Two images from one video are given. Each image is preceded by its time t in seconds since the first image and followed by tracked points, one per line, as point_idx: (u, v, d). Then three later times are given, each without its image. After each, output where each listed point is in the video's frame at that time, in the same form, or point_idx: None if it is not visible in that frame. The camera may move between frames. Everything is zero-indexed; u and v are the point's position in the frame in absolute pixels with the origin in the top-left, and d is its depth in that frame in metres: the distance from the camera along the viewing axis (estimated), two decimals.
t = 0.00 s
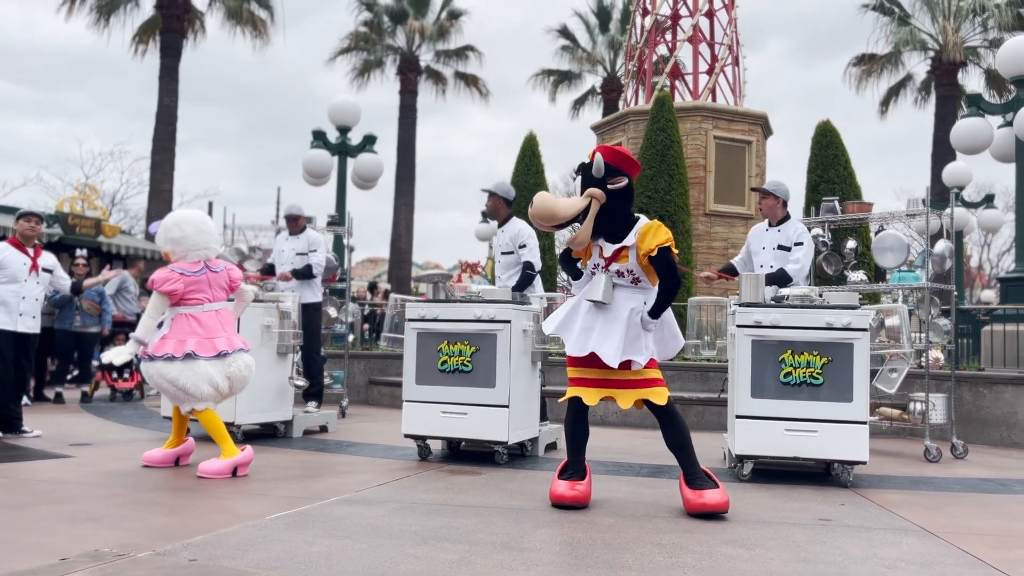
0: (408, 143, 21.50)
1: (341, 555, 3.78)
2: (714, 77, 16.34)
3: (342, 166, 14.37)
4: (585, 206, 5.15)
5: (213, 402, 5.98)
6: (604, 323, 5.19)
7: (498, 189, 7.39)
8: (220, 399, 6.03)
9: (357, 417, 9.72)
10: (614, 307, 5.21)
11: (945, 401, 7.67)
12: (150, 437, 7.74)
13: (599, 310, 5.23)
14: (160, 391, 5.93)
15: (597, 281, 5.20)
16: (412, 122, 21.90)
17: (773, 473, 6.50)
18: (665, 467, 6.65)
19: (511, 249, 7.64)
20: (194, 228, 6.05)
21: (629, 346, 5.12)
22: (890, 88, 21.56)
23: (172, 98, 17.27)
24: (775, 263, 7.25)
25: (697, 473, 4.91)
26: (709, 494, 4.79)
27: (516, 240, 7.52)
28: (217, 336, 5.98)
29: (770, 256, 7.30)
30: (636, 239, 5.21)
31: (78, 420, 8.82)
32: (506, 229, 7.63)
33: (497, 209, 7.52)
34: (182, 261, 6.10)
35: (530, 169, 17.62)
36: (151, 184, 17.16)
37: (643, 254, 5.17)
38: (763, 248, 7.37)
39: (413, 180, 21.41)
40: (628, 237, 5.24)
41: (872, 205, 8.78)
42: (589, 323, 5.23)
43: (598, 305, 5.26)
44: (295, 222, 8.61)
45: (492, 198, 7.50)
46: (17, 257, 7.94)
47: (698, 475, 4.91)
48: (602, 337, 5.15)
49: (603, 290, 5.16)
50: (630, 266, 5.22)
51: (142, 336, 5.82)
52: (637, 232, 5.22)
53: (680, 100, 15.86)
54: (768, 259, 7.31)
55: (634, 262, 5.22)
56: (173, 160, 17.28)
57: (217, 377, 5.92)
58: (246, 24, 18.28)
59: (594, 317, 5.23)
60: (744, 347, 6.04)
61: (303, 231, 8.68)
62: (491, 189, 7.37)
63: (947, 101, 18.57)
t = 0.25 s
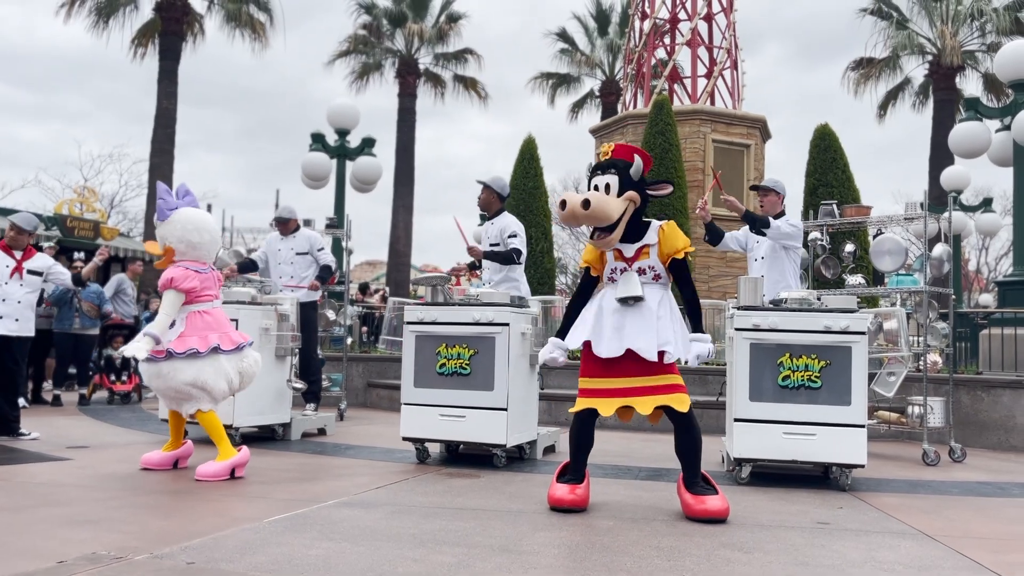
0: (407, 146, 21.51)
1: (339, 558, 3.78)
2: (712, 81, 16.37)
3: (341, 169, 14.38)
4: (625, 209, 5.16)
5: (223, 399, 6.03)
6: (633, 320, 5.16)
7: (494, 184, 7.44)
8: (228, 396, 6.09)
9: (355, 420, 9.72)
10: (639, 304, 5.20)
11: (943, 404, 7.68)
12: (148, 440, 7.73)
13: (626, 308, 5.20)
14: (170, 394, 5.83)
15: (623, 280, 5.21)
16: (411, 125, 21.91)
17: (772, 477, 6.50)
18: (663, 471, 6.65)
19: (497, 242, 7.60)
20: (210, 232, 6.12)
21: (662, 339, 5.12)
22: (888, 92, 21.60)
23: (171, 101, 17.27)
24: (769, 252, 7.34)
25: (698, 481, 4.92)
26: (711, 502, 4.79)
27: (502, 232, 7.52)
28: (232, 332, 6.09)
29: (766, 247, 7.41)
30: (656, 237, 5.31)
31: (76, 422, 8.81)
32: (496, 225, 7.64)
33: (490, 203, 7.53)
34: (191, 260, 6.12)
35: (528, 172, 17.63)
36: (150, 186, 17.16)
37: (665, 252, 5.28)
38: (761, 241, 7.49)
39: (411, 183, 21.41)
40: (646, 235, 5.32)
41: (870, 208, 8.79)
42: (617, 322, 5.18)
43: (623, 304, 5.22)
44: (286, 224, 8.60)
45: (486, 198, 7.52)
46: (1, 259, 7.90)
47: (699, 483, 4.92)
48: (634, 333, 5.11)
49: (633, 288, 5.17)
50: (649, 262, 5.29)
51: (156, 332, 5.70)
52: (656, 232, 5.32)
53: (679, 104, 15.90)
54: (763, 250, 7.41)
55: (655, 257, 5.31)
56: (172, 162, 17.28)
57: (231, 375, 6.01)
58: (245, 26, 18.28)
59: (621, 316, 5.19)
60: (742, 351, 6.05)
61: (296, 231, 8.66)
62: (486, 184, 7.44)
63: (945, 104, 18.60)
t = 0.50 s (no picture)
0: (405, 150, 21.51)
1: (337, 562, 3.77)
2: (710, 86, 16.39)
3: (339, 173, 14.38)
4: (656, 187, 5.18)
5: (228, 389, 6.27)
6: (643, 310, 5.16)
7: (483, 193, 7.42)
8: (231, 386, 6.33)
9: (353, 424, 9.71)
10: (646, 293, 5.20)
11: (941, 409, 7.68)
12: (145, 443, 7.72)
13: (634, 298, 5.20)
14: (187, 388, 5.96)
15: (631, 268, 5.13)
16: (409, 130, 21.92)
17: (770, 481, 6.50)
18: (661, 475, 6.64)
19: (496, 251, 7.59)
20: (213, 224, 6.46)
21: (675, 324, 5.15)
22: (886, 97, 21.64)
23: (170, 104, 17.27)
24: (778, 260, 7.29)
25: (703, 482, 4.92)
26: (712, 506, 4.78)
27: (503, 245, 7.47)
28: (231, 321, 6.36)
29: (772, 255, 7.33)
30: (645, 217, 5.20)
31: (73, 426, 8.79)
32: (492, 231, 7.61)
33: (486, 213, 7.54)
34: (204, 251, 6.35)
35: (527, 176, 17.64)
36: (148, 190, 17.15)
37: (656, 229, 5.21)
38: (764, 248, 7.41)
39: (410, 187, 21.41)
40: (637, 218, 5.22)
41: (868, 213, 8.79)
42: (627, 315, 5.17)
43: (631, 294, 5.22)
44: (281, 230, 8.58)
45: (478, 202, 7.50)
46: None
47: (702, 484, 4.92)
48: (646, 323, 5.13)
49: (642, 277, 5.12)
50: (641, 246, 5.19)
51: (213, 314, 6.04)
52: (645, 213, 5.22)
53: (677, 109, 15.91)
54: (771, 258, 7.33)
55: (646, 240, 5.20)
56: (171, 165, 17.28)
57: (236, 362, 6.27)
58: (244, 30, 18.29)
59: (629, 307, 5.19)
60: (740, 355, 6.05)
61: (291, 237, 8.65)
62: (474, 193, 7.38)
63: (942, 110, 18.63)
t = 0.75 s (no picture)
0: (404, 154, 21.53)
1: (335, 566, 3.76)
2: (709, 90, 16.41)
3: (338, 177, 14.38)
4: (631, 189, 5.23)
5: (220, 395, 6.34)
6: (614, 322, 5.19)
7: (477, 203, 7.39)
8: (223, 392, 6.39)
9: (350, 427, 9.70)
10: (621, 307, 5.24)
11: (939, 414, 7.68)
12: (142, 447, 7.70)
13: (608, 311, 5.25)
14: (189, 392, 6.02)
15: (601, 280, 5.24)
16: (408, 133, 21.93)
17: (768, 485, 6.50)
18: (659, 479, 6.64)
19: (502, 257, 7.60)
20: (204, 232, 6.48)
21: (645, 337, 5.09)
22: (884, 102, 21.68)
23: (168, 108, 17.27)
24: (786, 273, 7.30)
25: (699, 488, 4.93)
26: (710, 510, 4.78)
27: (512, 248, 7.52)
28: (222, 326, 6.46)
29: (778, 268, 7.34)
30: (642, 236, 5.30)
31: (71, 429, 8.77)
32: (495, 238, 7.61)
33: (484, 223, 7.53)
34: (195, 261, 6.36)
35: (525, 180, 17.65)
36: (146, 193, 17.14)
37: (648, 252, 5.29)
38: (769, 262, 7.43)
39: (408, 191, 21.42)
40: (632, 233, 5.31)
41: (866, 217, 8.80)
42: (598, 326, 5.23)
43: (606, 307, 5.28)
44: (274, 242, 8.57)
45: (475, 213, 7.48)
46: None
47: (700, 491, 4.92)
48: (613, 334, 5.14)
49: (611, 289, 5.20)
50: (631, 262, 5.28)
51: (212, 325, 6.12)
52: (642, 231, 5.31)
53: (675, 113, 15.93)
54: (778, 271, 7.33)
55: (637, 257, 5.28)
56: (169, 169, 17.28)
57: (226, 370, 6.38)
58: (243, 34, 18.30)
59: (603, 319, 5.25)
60: (738, 359, 6.05)
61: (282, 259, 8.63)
62: (470, 205, 7.34)
63: (940, 115, 18.67)
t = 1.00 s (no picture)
0: (402, 159, 21.53)
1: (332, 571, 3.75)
2: (707, 96, 16.44)
3: (336, 181, 14.38)
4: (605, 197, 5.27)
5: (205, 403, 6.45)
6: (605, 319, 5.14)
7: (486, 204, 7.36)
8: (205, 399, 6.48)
9: (348, 433, 9.68)
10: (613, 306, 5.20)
11: (937, 420, 7.68)
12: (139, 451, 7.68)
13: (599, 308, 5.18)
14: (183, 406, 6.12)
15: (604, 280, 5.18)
16: (406, 138, 21.94)
17: (766, 491, 6.49)
18: (657, 485, 6.62)
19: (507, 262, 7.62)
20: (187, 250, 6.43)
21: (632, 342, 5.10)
22: (881, 108, 21.72)
23: (167, 112, 17.25)
24: (785, 274, 7.27)
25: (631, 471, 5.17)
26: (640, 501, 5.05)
27: (518, 254, 7.57)
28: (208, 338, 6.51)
29: (777, 268, 7.29)
30: (638, 238, 5.38)
31: (67, 434, 8.74)
32: (500, 243, 7.60)
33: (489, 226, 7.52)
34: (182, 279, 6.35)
35: (523, 185, 17.66)
36: (144, 197, 17.12)
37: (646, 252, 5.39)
38: (765, 261, 7.36)
39: (406, 196, 21.42)
40: (629, 236, 5.38)
41: (864, 223, 8.82)
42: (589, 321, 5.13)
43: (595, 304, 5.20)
44: (272, 240, 8.58)
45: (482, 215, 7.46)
46: None
47: (631, 476, 5.16)
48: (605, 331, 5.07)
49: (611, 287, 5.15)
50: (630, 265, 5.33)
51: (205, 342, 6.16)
52: (636, 234, 5.40)
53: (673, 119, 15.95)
54: (775, 271, 7.29)
55: (635, 261, 5.35)
56: (167, 173, 17.26)
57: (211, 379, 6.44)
58: (241, 38, 18.31)
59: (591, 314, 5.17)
60: (736, 365, 6.05)
61: (281, 248, 8.66)
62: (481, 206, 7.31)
63: (937, 121, 18.71)
